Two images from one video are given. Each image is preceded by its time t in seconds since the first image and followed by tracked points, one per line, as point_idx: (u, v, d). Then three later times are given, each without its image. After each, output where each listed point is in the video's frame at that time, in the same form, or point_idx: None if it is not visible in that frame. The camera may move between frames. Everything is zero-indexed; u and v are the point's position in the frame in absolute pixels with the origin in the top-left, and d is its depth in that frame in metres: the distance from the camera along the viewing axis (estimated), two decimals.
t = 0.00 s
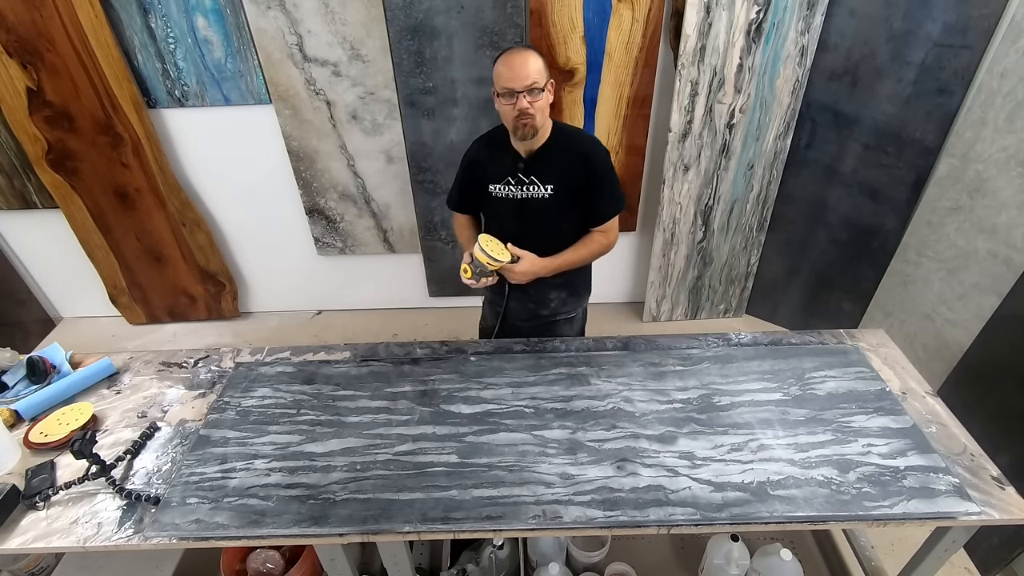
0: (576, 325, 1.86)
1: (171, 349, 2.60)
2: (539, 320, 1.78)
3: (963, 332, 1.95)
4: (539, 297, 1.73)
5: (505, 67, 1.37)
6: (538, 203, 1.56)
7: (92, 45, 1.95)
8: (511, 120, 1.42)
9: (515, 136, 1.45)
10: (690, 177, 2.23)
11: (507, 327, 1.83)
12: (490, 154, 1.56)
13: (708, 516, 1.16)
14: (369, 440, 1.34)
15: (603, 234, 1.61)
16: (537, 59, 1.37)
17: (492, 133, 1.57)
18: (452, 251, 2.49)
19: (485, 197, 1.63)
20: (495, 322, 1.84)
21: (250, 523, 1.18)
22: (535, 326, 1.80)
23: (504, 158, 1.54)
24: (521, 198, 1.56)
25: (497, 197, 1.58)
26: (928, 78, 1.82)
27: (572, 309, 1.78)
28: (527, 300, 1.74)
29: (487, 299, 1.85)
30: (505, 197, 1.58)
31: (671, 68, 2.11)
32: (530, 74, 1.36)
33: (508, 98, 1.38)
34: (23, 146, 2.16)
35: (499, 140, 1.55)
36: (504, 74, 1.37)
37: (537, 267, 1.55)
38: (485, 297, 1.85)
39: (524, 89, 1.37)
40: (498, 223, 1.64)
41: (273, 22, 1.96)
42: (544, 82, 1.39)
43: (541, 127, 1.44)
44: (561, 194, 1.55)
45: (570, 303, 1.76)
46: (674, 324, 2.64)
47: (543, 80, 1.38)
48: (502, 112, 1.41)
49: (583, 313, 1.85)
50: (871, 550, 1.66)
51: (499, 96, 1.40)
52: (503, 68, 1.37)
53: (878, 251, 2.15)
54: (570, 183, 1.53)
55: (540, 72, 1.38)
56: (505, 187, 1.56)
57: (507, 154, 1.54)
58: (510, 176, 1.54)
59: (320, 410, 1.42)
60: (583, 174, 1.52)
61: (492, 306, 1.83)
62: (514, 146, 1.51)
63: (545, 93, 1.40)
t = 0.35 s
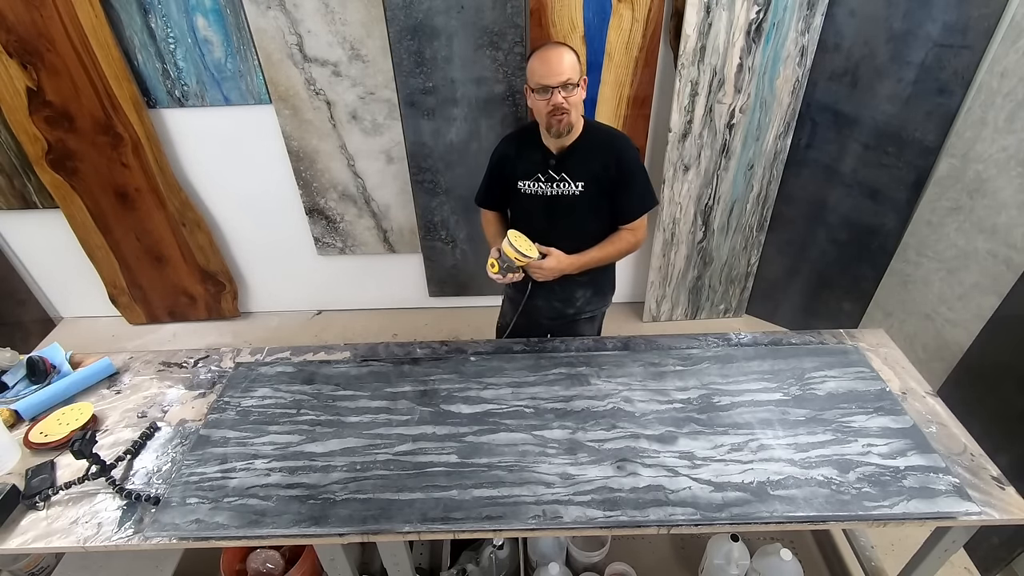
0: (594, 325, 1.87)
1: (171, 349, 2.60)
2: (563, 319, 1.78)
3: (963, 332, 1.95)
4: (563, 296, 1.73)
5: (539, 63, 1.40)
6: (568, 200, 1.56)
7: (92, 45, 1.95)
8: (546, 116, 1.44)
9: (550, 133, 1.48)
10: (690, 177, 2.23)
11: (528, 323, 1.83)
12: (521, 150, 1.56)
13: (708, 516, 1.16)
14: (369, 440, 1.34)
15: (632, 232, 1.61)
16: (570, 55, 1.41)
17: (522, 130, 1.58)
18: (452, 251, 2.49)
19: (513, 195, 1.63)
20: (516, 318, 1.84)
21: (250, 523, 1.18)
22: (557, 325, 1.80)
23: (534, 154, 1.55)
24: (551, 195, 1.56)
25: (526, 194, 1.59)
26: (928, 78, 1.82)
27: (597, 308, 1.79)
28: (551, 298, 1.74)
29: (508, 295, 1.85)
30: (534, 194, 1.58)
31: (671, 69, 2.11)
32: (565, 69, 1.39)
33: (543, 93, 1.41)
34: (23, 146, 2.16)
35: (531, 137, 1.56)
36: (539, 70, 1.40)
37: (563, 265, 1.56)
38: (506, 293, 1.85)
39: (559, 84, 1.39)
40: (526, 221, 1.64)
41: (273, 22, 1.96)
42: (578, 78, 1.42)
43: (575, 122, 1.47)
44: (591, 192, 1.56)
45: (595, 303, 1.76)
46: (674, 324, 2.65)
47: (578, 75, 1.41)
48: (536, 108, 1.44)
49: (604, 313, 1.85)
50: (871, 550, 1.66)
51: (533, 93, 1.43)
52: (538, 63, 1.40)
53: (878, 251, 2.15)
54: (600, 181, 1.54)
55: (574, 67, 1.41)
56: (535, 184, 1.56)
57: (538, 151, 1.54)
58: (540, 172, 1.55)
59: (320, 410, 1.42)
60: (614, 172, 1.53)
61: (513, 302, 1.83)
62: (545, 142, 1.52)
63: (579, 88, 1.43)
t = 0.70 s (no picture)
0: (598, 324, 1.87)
1: (171, 349, 2.60)
2: (566, 316, 1.78)
3: (963, 332, 1.95)
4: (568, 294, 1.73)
5: (555, 59, 1.40)
6: (576, 198, 1.56)
7: (92, 45, 1.95)
8: (558, 112, 1.44)
9: (559, 129, 1.48)
10: (690, 177, 2.23)
11: (532, 320, 1.83)
12: (532, 146, 1.57)
13: (708, 516, 1.17)
14: (369, 440, 1.34)
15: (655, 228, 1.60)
16: (588, 53, 1.41)
17: (534, 126, 1.59)
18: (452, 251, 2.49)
19: (522, 190, 1.64)
20: (519, 314, 1.84)
21: (250, 523, 1.18)
22: (560, 323, 1.80)
23: (545, 150, 1.55)
24: (559, 192, 1.56)
25: (534, 190, 1.59)
26: (928, 78, 1.82)
27: (602, 306, 1.78)
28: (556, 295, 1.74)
29: (512, 291, 1.85)
30: (543, 191, 1.58)
31: (671, 69, 2.11)
32: (582, 66, 1.40)
33: (556, 88, 1.42)
34: (23, 146, 2.17)
35: (542, 133, 1.56)
36: (555, 65, 1.40)
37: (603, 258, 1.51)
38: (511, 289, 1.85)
39: (574, 80, 1.40)
40: (533, 218, 1.64)
41: (273, 22, 1.96)
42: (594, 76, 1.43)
43: (587, 121, 1.47)
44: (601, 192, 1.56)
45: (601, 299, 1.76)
46: (674, 324, 2.65)
47: (594, 74, 1.42)
48: (549, 103, 1.44)
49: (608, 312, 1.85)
50: (871, 550, 1.66)
51: (546, 87, 1.44)
52: (555, 59, 1.40)
53: (878, 251, 2.15)
54: (610, 180, 1.54)
55: (590, 65, 1.41)
56: (544, 180, 1.57)
57: (548, 147, 1.55)
58: (550, 168, 1.55)
59: (320, 410, 1.42)
60: (624, 172, 1.53)
61: (518, 298, 1.82)
62: (556, 138, 1.53)
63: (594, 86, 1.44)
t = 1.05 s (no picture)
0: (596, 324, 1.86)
1: (171, 349, 2.60)
2: (563, 315, 1.78)
3: (964, 332, 1.95)
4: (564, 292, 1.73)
5: (562, 62, 1.39)
6: (577, 197, 1.56)
7: (92, 45, 1.95)
8: (563, 114, 1.44)
9: (564, 129, 1.48)
10: (690, 177, 2.23)
11: (529, 318, 1.83)
12: (535, 143, 1.57)
13: (708, 516, 1.17)
14: (369, 440, 1.34)
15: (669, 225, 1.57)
16: (595, 56, 1.40)
17: (539, 123, 1.60)
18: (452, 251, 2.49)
19: (524, 187, 1.64)
20: (518, 311, 1.84)
21: (250, 523, 1.18)
22: (557, 321, 1.80)
23: (549, 147, 1.55)
24: (560, 190, 1.57)
25: (536, 186, 1.59)
26: (928, 78, 1.82)
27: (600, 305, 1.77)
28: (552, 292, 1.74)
29: (512, 287, 1.85)
30: (544, 188, 1.58)
31: (671, 69, 2.11)
32: (589, 71, 1.39)
33: (562, 91, 1.41)
34: (23, 146, 2.17)
35: (546, 130, 1.57)
36: (562, 69, 1.39)
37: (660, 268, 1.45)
38: (511, 286, 1.86)
39: (581, 85, 1.39)
40: (534, 215, 1.64)
41: (273, 22, 1.96)
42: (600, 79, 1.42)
43: (591, 121, 1.47)
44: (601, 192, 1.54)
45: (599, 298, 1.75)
46: (675, 324, 2.65)
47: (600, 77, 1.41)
48: (554, 105, 1.44)
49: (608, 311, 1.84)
50: (871, 550, 1.66)
51: (552, 90, 1.43)
52: (563, 62, 1.39)
53: (878, 251, 2.15)
54: (611, 180, 1.53)
55: (597, 69, 1.40)
56: (546, 177, 1.57)
57: (552, 145, 1.55)
58: (553, 166, 1.55)
59: (320, 410, 1.42)
60: (625, 172, 1.52)
61: (517, 295, 1.83)
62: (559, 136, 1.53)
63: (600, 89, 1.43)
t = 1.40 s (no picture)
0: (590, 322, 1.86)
1: (171, 349, 2.60)
2: (552, 313, 1.79)
3: (963, 332, 1.95)
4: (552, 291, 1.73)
5: (551, 62, 1.39)
6: (568, 198, 1.56)
7: (92, 45, 1.95)
8: (554, 115, 1.44)
9: (557, 130, 1.48)
10: (690, 177, 2.23)
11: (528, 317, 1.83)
12: (528, 143, 1.58)
13: (708, 516, 1.17)
14: (369, 440, 1.34)
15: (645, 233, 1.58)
16: (585, 56, 1.40)
17: (532, 124, 1.60)
18: (452, 251, 2.49)
19: (517, 186, 1.65)
20: (508, 309, 1.84)
21: (250, 523, 1.18)
22: (546, 320, 1.81)
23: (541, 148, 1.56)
24: (552, 191, 1.57)
25: (528, 187, 1.60)
26: (928, 78, 1.82)
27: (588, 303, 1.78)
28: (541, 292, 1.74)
29: (502, 284, 1.85)
30: (536, 188, 1.59)
31: (671, 69, 2.11)
32: (579, 70, 1.39)
33: (553, 92, 1.41)
34: (23, 146, 2.17)
35: (539, 131, 1.57)
36: (552, 69, 1.39)
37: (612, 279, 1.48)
38: (501, 283, 1.86)
39: (572, 84, 1.39)
40: (527, 215, 1.64)
41: (273, 22, 1.96)
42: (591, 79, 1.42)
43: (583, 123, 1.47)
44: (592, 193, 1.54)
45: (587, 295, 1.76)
46: (674, 324, 2.65)
47: (591, 77, 1.41)
48: (546, 106, 1.44)
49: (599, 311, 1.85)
50: (871, 550, 1.66)
51: (543, 91, 1.43)
52: (553, 62, 1.39)
53: (878, 251, 2.15)
54: (602, 182, 1.53)
55: (588, 69, 1.41)
56: (538, 178, 1.57)
57: (544, 145, 1.55)
58: (545, 166, 1.56)
59: (320, 410, 1.42)
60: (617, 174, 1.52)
61: (507, 292, 1.83)
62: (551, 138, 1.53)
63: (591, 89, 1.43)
